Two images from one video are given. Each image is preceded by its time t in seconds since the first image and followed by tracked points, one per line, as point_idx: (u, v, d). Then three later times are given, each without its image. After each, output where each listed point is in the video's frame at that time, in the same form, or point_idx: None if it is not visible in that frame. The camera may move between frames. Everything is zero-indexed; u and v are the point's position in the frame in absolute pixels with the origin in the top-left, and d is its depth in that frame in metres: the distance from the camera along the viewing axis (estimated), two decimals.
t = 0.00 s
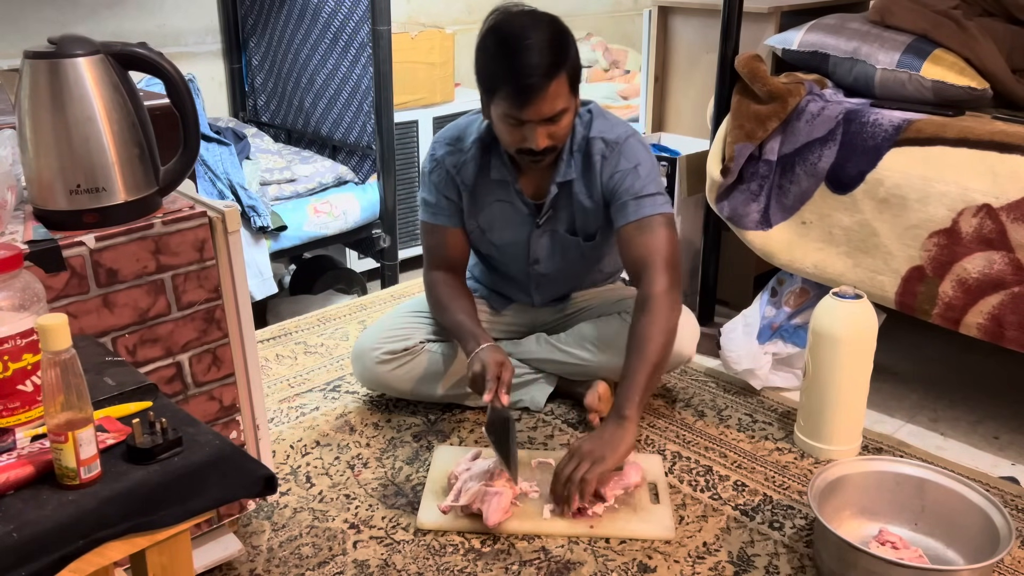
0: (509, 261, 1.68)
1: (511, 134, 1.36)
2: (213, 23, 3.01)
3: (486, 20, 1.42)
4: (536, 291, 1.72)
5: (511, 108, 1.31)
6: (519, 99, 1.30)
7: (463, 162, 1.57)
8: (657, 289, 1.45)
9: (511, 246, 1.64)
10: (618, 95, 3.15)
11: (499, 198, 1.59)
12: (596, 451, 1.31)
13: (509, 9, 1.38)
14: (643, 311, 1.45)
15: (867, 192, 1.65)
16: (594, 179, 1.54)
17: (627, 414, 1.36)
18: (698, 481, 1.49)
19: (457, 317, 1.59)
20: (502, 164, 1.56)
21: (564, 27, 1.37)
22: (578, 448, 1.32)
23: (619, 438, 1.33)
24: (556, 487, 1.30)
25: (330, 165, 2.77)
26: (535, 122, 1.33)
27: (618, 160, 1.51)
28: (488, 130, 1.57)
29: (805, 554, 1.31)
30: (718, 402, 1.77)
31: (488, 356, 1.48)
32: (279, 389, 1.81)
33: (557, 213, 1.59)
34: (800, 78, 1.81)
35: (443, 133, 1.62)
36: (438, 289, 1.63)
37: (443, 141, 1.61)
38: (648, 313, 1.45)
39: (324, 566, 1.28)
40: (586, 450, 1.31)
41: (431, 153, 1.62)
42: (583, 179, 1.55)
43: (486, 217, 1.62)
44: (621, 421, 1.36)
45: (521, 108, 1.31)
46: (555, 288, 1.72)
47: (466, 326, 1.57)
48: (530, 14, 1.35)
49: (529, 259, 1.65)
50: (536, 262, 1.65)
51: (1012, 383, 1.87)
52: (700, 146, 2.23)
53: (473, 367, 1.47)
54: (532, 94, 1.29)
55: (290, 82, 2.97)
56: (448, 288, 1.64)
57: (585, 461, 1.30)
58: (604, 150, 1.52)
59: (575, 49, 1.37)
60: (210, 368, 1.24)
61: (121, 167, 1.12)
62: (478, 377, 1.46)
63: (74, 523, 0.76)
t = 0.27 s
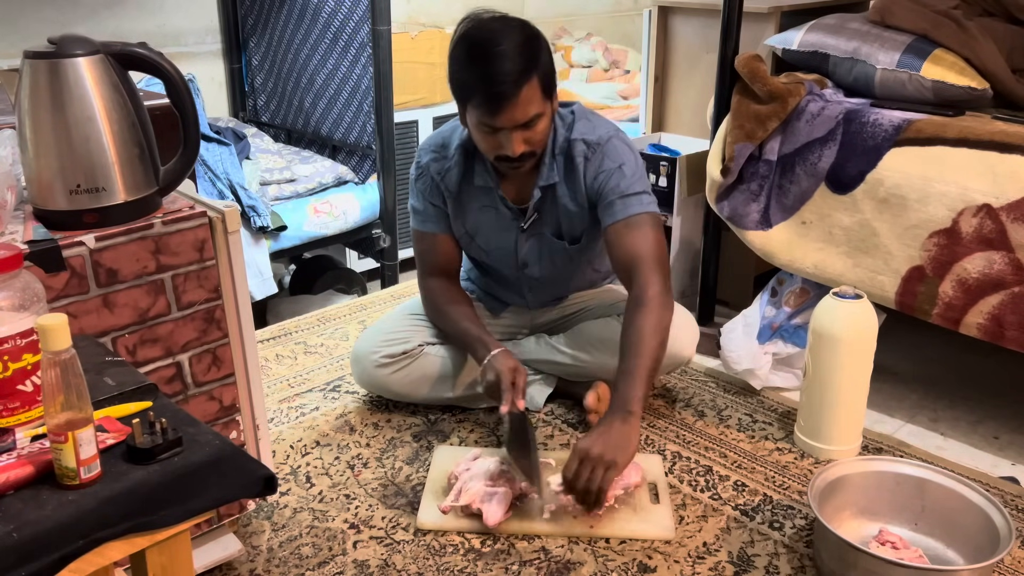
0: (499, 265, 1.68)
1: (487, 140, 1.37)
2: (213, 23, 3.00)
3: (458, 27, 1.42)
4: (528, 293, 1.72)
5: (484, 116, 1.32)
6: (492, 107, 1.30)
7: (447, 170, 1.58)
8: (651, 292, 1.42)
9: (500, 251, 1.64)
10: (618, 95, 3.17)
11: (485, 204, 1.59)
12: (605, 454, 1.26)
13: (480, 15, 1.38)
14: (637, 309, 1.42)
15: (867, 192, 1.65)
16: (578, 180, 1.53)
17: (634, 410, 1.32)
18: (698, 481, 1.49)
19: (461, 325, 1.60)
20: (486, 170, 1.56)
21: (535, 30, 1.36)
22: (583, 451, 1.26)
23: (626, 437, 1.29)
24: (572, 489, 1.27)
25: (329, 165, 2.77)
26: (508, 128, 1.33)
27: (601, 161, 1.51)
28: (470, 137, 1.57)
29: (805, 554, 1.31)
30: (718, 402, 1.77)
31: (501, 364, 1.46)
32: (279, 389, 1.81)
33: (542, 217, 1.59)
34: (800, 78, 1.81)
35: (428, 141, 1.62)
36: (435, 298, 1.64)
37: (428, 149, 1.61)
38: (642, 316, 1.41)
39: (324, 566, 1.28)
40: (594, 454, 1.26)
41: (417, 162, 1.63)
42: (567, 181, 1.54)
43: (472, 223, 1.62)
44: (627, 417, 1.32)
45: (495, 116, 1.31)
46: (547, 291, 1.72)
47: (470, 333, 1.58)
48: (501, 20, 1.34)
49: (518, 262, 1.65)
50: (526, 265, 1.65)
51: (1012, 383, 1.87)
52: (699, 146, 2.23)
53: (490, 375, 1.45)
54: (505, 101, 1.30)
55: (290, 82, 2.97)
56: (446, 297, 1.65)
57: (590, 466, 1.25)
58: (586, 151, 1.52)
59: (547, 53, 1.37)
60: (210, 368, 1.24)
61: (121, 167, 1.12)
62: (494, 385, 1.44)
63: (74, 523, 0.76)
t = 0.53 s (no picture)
0: (503, 263, 1.68)
1: (485, 135, 1.37)
2: (213, 23, 3.00)
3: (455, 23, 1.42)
4: (532, 290, 1.72)
5: (482, 111, 1.32)
6: (489, 102, 1.31)
7: (449, 170, 1.58)
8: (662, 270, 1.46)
9: (503, 248, 1.64)
10: (618, 95, 3.16)
11: (488, 201, 1.60)
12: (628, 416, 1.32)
13: (475, 11, 1.38)
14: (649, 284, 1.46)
15: (867, 192, 1.65)
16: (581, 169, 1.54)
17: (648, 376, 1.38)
18: (698, 481, 1.49)
19: (479, 338, 1.58)
20: (487, 168, 1.57)
21: (531, 25, 1.36)
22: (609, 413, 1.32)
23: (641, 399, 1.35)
24: (593, 451, 1.32)
25: (329, 165, 2.77)
26: (507, 123, 1.33)
27: (601, 146, 1.53)
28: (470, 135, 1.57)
29: (805, 554, 1.31)
30: (718, 402, 1.77)
31: (525, 382, 1.46)
32: (279, 389, 1.81)
33: (545, 210, 1.59)
34: (801, 78, 1.81)
35: (427, 144, 1.62)
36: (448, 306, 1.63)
37: (428, 152, 1.61)
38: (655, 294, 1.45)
39: (323, 566, 1.28)
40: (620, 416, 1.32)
41: (417, 166, 1.62)
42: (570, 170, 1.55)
43: (475, 222, 1.62)
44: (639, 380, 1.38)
45: (492, 112, 1.32)
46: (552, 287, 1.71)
47: (489, 345, 1.56)
48: (497, 15, 1.34)
49: (522, 259, 1.65)
50: (531, 261, 1.65)
51: (1012, 383, 1.87)
52: (699, 146, 2.23)
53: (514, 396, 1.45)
54: (502, 96, 1.30)
55: (290, 82, 2.97)
56: (457, 303, 1.63)
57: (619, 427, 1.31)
58: (586, 137, 1.54)
59: (544, 47, 1.37)
60: (210, 368, 1.24)
61: (121, 167, 1.12)
62: (518, 404, 1.44)
63: (73, 523, 0.76)
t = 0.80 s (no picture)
0: (507, 257, 1.68)
1: (497, 126, 1.37)
2: (213, 23, 3.00)
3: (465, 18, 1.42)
4: (537, 285, 1.71)
5: (496, 101, 1.32)
6: (504, 92, 1.30)
7: (454, 165, 1.58)
8: (646, 276, 1.49)
9: (508, 242, 1.64)
10: (618, 95, 3.16)
11: (493, 195, 1.60)
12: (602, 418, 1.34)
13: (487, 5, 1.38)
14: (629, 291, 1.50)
15: (867, 192, 1.65)
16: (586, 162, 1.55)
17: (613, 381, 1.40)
18: (698, 481, 1.49)
19: (466, 338, 1.56)
20: (492, 161, 1.58)
21: (543, 18, 1.37)
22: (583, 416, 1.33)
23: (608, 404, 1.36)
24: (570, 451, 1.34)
25: (330, 165, 2.77)
26: (521, 114, 1.33)
27: (607, 141, 1.54)
28: (476, 129, 1.58)
29: (805, 554, 1.31)
30: (718, 402, 1.77)
31: (501, 386, 1.42)
32: (279, 389, 1.81)
33: (550, 202, 1.60)
34: (800, 78, 1.81)
35: (432, 139, 1.63)
36: (442, 305, 1.60)
37: (433, 147, 1.62)
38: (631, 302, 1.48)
39: (323, 566, 1.28)
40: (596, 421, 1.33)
41: (422, 161, 1.63)
42: (575, 163, 1.56)
43: (480, 216, 1.62)
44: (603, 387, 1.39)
45: (507, 102, 1.32)
46: (558, 280, 1.71)
47: (475, 348, 1.54)
48: (509, 8, 1.35)
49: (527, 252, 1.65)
50: (536, 254, 1.65)
51: (1012, 383, 1.87)
52: (699, 146, 2.23)
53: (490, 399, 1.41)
54: (518, 86, 1.30)
55: (290, 82, 2.97)
56: (453, 302, 1.61)
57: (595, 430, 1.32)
58: (595, 129, 1.55)
59: (556, 41, 1.37)
60: (210, 368, 1.24)
61: (121, 167, 1.12)
62: (494, 408, 1.40)
63: (73, 524, 0.76)
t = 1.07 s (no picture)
0: (506, 254, 1.68)
1: (507, 121, 1.37)
2: (213, 23, 3.00)
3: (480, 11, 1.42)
4: (534, 283, 1.71)
5: (508, 96, 1.32)
6: (517, 87, 1.30)
7: (456, 159, 1.58)
8: (630, 284, 1.49)
9: (506, 239, 1.64)
10: (619, 95, 3.16)
11: (494, 190, 1.60)
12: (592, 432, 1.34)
13: None
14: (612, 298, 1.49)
15: (867, 192, 1.65)
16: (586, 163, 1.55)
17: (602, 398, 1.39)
18: (698, 481, 1.49)
19: (462, 327, 1.56)
20: (494, 156, 1.57)
21: (557, 16, 1.36)
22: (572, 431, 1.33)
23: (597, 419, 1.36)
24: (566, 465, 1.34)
25: (329, 165, 2.77)
26: (533, 110, 1.33)
27: (608, 145, 1.54)
28: (480, 125, 1.58)
29: (805, 554, 1.31)
30: (718, 402, 1.77)
31: (495, 371, 1.44)
32: (278, 389, 1.81)
33: (549, 202, 1.60)
34: (800, 78, 1.81)
35: (436, 132, 1.63)
36: (437, 295, 1.60)
37: (436, 140, 1.62)
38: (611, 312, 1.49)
39: (324, 566, 1.28)
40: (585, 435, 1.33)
41: (425, 153, 1.62)
42: (576, 164, 1.56)
43: (480, 211, 1.62)
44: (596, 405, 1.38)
45: (520, 98, 1.32)
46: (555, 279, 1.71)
47: (471, 335, 1.54)
48: (523, 4, 1.34)
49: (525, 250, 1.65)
50: (533, 252, 1.65)
51: (1013, 383, 1.87)
52: (699, 145, 2.23)
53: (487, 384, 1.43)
54: (532, 83, 1.30)
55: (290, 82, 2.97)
56: (447, 292, 1.61)
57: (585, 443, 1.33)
58: (599, 132, 1.55)
59: (570, 39, 1.37)
60: (210, 368, 1.24)
61: (121, 167, 1.12)
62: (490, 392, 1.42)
63: (74, 524, 0.76)
